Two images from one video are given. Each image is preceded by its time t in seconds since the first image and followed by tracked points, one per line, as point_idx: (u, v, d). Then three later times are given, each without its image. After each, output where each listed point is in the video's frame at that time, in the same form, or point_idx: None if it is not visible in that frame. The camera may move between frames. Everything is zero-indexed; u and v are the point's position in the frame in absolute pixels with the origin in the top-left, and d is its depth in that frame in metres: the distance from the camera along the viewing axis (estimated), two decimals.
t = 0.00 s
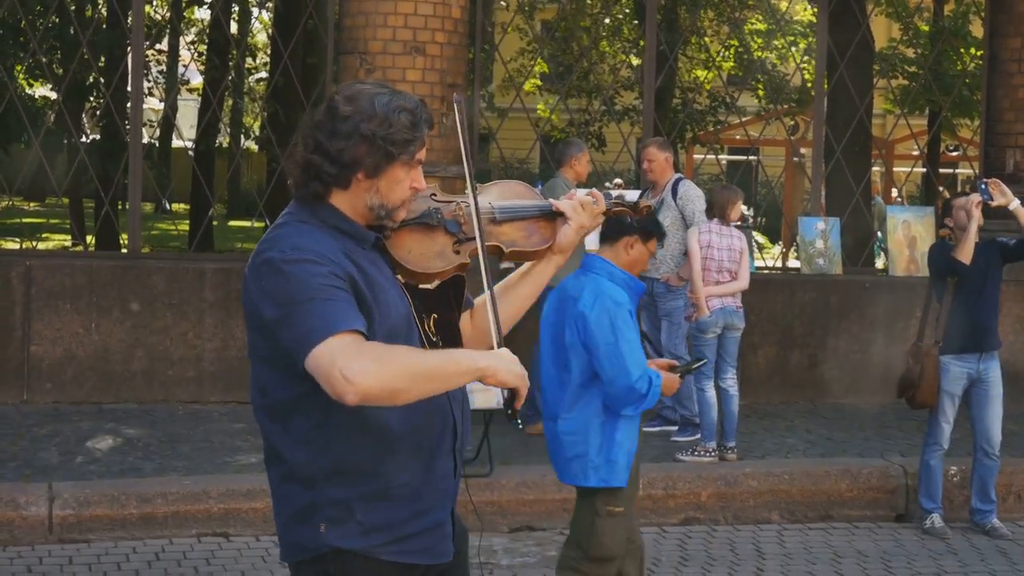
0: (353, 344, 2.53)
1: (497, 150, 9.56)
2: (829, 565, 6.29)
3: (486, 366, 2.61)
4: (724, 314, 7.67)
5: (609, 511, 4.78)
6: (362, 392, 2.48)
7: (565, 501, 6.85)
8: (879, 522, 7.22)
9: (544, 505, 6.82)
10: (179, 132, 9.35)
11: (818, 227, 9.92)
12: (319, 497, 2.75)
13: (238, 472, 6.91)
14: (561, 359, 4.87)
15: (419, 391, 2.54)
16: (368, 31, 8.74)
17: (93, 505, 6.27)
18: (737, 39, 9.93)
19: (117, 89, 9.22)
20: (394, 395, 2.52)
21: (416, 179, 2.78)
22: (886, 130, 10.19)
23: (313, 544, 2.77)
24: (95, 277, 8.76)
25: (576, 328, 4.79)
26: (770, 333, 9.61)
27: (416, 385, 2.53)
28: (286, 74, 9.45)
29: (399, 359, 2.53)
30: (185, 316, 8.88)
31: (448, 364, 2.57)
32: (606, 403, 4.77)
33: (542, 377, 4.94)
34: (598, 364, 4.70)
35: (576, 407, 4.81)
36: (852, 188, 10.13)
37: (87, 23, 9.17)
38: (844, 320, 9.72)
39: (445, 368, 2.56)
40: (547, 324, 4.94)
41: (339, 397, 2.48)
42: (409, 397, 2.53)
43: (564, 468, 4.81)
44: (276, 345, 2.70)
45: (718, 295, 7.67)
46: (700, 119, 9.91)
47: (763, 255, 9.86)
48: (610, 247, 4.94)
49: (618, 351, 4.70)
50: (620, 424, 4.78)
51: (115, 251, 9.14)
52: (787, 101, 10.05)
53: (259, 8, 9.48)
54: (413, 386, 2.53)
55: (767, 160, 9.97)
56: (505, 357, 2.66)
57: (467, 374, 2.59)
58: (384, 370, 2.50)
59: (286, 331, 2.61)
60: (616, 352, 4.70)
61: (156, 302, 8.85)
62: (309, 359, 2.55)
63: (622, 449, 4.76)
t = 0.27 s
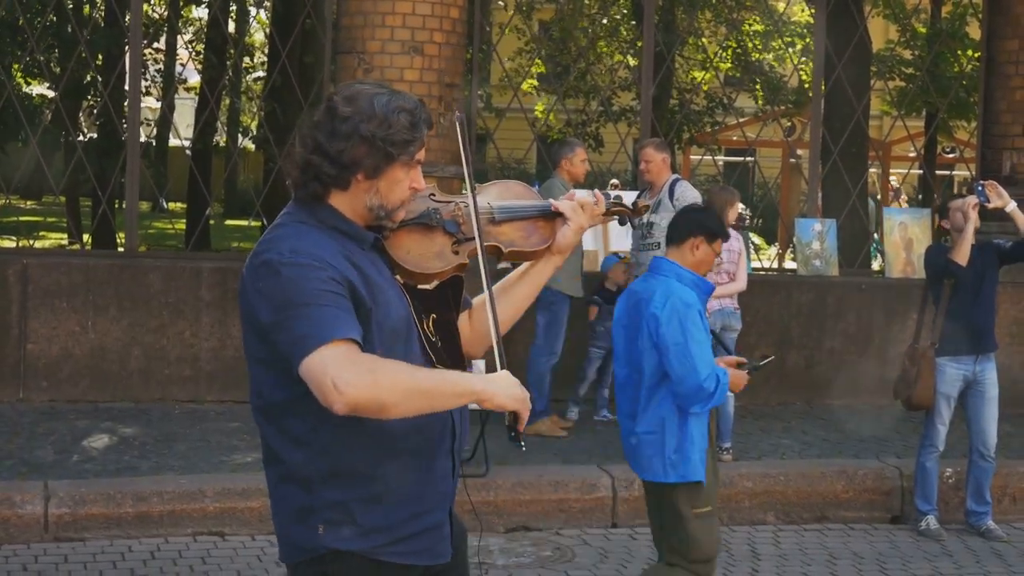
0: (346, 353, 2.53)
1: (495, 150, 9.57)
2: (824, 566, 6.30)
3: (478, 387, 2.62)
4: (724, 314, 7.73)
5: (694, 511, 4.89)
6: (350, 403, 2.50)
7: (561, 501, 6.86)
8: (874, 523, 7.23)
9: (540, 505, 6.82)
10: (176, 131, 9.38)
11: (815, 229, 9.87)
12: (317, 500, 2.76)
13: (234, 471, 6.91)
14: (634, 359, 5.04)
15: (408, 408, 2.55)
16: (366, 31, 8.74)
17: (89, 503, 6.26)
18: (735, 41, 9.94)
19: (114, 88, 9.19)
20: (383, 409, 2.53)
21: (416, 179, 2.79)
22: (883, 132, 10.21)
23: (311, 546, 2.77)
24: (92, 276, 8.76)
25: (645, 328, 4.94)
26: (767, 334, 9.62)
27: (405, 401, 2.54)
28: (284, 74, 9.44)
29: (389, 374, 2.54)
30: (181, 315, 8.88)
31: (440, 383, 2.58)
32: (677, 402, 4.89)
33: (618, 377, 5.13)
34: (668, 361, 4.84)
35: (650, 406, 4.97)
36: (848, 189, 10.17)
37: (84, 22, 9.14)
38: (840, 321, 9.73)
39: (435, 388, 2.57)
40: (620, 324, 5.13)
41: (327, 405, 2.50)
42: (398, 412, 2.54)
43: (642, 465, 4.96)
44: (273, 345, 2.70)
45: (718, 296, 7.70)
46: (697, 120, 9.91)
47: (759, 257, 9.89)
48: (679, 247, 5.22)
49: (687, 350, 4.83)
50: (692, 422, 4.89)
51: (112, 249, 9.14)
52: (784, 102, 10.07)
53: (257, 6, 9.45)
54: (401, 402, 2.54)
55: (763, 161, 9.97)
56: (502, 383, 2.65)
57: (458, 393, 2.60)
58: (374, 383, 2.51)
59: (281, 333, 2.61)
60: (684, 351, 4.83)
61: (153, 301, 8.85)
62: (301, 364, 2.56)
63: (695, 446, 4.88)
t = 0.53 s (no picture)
0: (330, 365, 2.54)
1: (490, 150, 9.59)
2: (817, 566, 6.31)
3: (465, 412, 2.61)
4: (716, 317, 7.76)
5: (766, 504, 4.77)
6: (332, 415, 2.50)
7: (554, 501, 6.86)
8: (867, 524, 7.24)
9: (533, 506, 6.82)
10: (171, 130, 9.32)
11: (810, 229, 9.85)
12: (313, 504, 2.76)
13: (227, 471, 6.91)
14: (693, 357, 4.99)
15: (391, 427, 2.54)
16: (362, 31, 8.75)
17: (82, 503, 6.26)
18: (731, 42, 9.95)
19: (109, 87, 9.21)
20: (368, 424, 2.53)
21: (404, 177, 2.80)
22: (878, 133, 10.24)
23: (308, 551, 2.78)
24: (86, 275, 8.75)
25: (704, 327, 4.89)
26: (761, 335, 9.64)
27: (389, 420, 2.54)
28: (280, 74, 9.45)
29: (376, 390, 2.53)
30: (176, 314, 8.87)
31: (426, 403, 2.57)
32: (731, 402, 4.83)
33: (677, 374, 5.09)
34: (722, 360, 4.78)
35: (704, 403, 4.91)
36: (843, 191, 10.17)
37: (80, 21, 9.12)
38: (834, 323, 9.74)
39: (423, 408, 2.56)
40: (684, 322, 5.09)
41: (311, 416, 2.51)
42: (382, 430, 2.54)
43: (697, 463, 4.90)
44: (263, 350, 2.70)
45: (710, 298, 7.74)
46: (693, 121, 9.93)
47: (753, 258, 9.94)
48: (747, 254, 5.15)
49: (741, 350, 4.76)
50: (745, 423, 4.81)
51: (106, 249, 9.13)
52: (780, 104, 10.06)
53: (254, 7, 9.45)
54: (388, 419, 2.53)
55: (758, 163, 9.99)
56: (495, 408, 2.67)
57: (447, 415, 2.59)
58: (360, 398, 2.52)
59: (269, 339, 2.61)
60: (739, 350, 4.76)
61: (147, 301, 8.84)
62: (287, 373, 2.56)
63: (746, 445, 4.78)
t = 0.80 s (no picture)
0: (316, 373, 2.55)
1: (486, 150, 9.63)
2: (814, 567, 6.32)
3: (453, 433, 2.62)
4: (712, 318, 7.72)
5: (845, 507, 4.84)
6: (317, 426, 2.51)
7: (551, 502, 6.86)
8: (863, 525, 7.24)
9: (529, 506, 6.82)
10: (166, 131, 9.32)
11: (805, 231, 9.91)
12: (310, 507, 2.77)
13: (223, 472, 6.91)
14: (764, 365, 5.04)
15: (378, 443, 2.54)
16: (358, 32, 8.75)
17: (78, 504, 6.26)
18: (726, 43, 9.96)
19: (104, 87, 9.21)
20: (353, 437, 2.54)
21: (387, 175, 2.81)
22: (873, 135, 10.20)
23: (307, 554, 2.78)
24: (81, 276, 8.75)
25: (776, 336, 4.93)
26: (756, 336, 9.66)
27: (375, 436, 2.54)
28: (276, 75, 9.44)
29: (361, 403, 2.54)
30: (171, 315, 8.87)
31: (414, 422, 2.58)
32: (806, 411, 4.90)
33: (748, 381, 5.14)
34: (798, 370, 4.84)
35: (779, 413, 4.97)
36: (838, 193, 10.20)
37: (75, 21, 9.13)
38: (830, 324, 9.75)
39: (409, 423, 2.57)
40: (755, 328, 5.12)
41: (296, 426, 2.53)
42: (369, 445, 2.54)
43: (771, 471, 4.96)
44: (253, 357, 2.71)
45: (705, 299, 7.69)
46: (688, 122, 9.94)
47: (750, 258, 9.94)
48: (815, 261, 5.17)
49: (814, 361, 4.82)
50: (821, 431, 4.88)
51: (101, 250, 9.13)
52: (775, 106, 10.07)
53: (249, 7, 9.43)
54: (373, 433, 2.53)
55: (754, 164, 10.00)
56: (488, 435, 2.68)
57: (433, 433, 2.59)
58: (345, 410, 2.52)
59: (255, 348, 2.63)
60: (812, 361, 4.82)
61: (142, 302, 8.84)
62: (273, 382, 2.58)
63: (825, 454, 4.84)
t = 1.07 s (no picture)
0: (295, 377, 2.55)
1: (480, 151, 9.62)
2: (808, 569, 6.33)
3: (437, 443, 2.58)
4: (706, 320, 7.69)
5: (891, 506, 5.01)
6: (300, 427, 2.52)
7: (545, 504, 6.86)
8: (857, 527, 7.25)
9: (524, 507, 6.83)
10: (161, 131, 9.39)
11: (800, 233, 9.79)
12: (302, 509, 2.78)
13: (217, 473, 6.90)
14: (846, 360, 5.18)
15: (360, 447, 2.54)
16: (352, 33, 8.75)
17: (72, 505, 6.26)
18: (720, 45, 9.98)
19: (98, 88, 9.15)
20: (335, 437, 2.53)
21: (365, 170, 2.80)
22: (867, 137, 10.27)
23: (302, 556, 2.80)
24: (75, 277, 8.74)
25: (860, 330, 5.07)
26: (750, 337, 9.67)
27: (355, 439, 2.53)
28: (271, 77, 9.39)
29: (341, 404, 2.53)
30: (165, 316, 8.86)
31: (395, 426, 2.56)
32: (891, 402, 5.05)
33: (828, 377, 5.28)
34: (886, 362, 4.97)
35: (861, 407, 5.11)
36: (832, 195, 10.22)
37: (70, 22, 9.13)
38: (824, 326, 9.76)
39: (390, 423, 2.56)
40: (832, 323, 5.28)
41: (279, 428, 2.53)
42: (350, 449, 2.54)
43: (853, 464, 5.09)
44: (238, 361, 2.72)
45: (700, 301, 7.67)
46: (683, 124, 9.95)
47: (744, 260, 9.94)
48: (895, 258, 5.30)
49: (904, 352, 4.94)
50: (907, 423, 5.04)
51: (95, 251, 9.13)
52: (769, 108, 10.07)
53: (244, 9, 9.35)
54: (354, 433, 2.53)
55: (748, 166, 10.00)
56: (475, 442, 2.63)
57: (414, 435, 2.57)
58: (325, 411, 2.52)
59: (236, 353, 2.64)
60: (901, 352, 4.95)
61: (137, 303, 8.83)
62: (255, 387, 2.59)
63: (910, 445, 5.01)
